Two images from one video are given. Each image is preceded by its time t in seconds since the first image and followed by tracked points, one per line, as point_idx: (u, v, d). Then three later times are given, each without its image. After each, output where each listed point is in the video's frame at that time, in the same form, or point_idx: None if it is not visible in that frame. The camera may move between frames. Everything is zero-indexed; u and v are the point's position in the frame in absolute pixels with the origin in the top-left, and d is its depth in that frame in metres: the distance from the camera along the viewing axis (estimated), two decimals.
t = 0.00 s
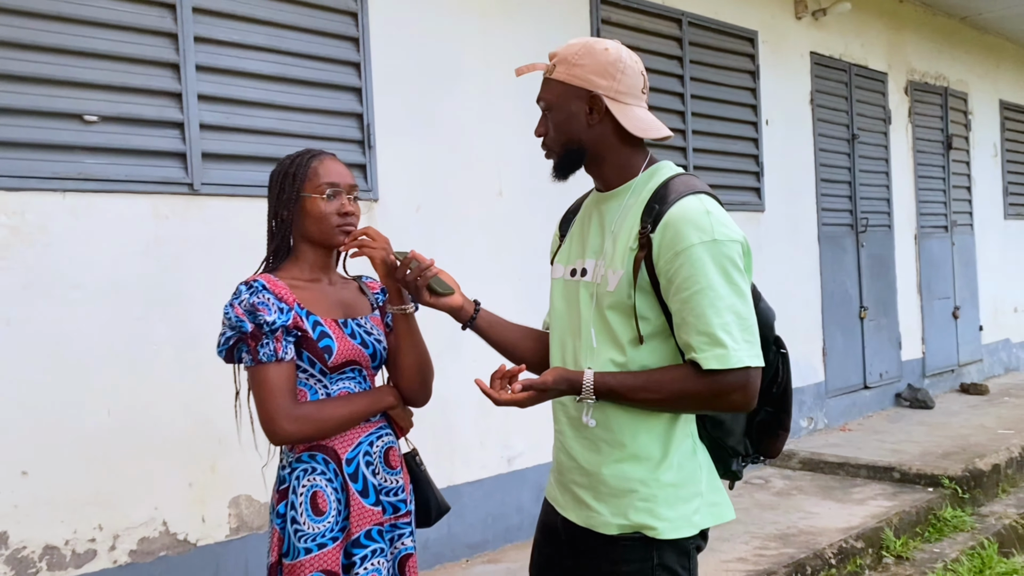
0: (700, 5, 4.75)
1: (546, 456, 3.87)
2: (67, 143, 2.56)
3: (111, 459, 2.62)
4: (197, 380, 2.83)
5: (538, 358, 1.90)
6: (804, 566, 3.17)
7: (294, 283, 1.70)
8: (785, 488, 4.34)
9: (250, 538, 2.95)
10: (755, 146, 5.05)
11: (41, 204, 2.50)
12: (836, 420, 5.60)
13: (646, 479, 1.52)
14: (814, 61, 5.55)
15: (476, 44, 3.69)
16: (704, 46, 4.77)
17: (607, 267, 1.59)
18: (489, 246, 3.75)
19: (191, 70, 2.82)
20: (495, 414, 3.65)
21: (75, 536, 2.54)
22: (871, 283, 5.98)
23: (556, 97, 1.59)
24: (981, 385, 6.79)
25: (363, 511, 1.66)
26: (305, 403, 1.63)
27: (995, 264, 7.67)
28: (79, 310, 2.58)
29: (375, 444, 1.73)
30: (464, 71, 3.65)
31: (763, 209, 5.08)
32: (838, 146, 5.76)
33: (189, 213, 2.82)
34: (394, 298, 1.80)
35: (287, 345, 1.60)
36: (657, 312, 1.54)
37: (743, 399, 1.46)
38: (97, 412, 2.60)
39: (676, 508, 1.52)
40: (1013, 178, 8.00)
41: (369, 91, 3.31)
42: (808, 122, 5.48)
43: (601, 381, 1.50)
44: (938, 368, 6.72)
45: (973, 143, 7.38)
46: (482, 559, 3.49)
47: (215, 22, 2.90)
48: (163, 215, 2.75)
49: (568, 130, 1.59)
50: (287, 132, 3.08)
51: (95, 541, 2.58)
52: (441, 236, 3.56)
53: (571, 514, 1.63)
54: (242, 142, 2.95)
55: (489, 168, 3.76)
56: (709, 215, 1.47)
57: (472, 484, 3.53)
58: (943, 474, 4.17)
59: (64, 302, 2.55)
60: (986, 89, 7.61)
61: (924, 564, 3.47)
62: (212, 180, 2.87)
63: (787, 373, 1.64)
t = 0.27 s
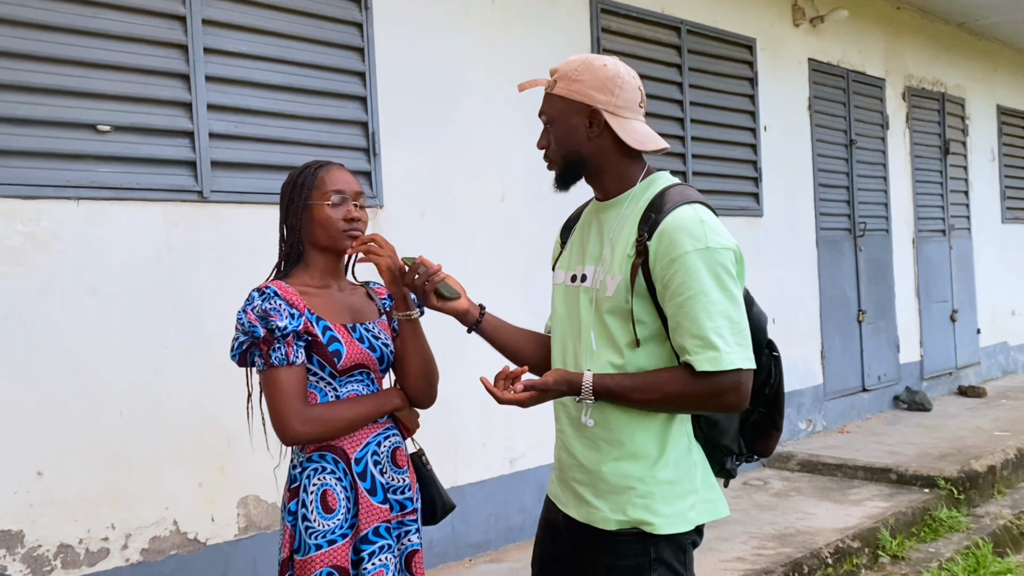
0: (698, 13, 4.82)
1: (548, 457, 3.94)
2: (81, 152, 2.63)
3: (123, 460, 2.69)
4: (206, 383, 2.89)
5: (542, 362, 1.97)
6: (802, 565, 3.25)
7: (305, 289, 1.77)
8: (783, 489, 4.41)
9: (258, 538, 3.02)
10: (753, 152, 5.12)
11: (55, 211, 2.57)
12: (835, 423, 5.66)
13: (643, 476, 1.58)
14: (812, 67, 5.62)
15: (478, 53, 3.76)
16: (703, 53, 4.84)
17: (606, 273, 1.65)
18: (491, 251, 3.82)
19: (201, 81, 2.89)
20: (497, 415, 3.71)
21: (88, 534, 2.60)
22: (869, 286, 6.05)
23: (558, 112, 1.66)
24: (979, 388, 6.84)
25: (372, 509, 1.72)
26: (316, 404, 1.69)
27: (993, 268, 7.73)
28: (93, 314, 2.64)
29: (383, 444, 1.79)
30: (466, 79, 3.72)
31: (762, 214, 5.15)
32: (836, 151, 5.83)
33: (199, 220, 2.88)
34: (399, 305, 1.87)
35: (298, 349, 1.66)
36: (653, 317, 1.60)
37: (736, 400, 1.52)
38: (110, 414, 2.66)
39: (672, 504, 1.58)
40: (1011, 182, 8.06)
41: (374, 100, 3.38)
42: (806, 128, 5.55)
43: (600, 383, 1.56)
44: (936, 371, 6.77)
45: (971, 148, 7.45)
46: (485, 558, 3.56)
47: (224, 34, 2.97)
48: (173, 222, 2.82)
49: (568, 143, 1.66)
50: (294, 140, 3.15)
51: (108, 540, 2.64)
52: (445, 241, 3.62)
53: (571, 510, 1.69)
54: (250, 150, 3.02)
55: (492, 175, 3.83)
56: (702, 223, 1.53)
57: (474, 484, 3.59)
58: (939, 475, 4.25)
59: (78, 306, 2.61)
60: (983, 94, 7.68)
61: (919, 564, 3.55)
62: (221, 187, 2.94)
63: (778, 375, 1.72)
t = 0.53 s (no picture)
0: (699, 19, 4.87)
1: (551, 458, 3.98)
2: (92, 157, 2.67)
3: (133, 460, 2.72)
4: (215, 385, 2.93)
5: (546, 362, 2.01)
6: (802, 564, 3.29)
7: (312, 291, 1.81)
8: (784, 490, 4.46)
9: (266, 537, 3.06)
10: (754, 155, 5.16)
11: (67, 216, 2.61)
12: (836, 424, 5.70)
13: (646, 473, 1.62)
14: (812, 71, 5.66)
15: (482, 58, 3.81)
16: (704, 58, 4.89)
17: (609, 276, 1.70)
18: (495, 254, 3.86)
19: (210, 87, 2.93)
20: (501, 417, 3.75)
21: (99, 534, 2.64)
22: (870, 288, 6.08)
23: (561, 119, 1.70)
24: (979, 389, 6.87)
25: (379, 507, 1.76)
26: (324, 404, 1.72)
27: (994, 270, 7.76)
28: (103, 317, 2.68)
29: (390, 443, 1.82)
30: (470, 84, 3.77)
31: (763, 217, 5.19)
32: (836, 154, 5.86)
33: (207, 224, 2.93)
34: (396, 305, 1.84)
35: (306, 350, 1.70)
36: (655, 318, 1.65)
37: (736, 399, 1.56)
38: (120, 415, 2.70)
39: (674, 501, 1.62)
40: (1011, 184, 8.10)
41: (379, 105, 3.43)
42: (806, 131, 5.59)
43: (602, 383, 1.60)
44: (937, 373, 6.81)
45: (971, 151, 7.48)
46: (489, 558, 3.59)
47: (232, 40, 3.01)
48: (182, 226, 2.86)
49: (571, 149, 1.70)
50: (301, 145, 3.19)
51: (119, 539, 2.68)
52: (449, 244, 3.67)
53: (576, 507, 1.73)
54: (257, 155, 3.07)
55: (496, 179, 3.87)
56: (702, 227, 1.57)
57: (479, 485, 3.63)
58: (939, 476, 4.29)
59: (89, 309, 2.65)
60: (983, 97, 7.72)
61: (919, 563, 3.59)
62: (229, 192, 2.98)
63: (778, 375, 1.76)
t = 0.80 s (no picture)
0: (702, 21, 4.89)
1: (556, 458, 3.99)
2: (101, 159, 2.69)
3: (141, 460, 2.74)
4: (222, 385, 2.95)
5: (553, 361, 2.03)
6: (807, 563, 3.31)
7: (321, 291, 1.83)
8: (788, 490, 4.47)
9: (273, 537, 3.08)
10: (757, 157, 5.18)
11: (75, 217, 2.63)
12: (839, 425, 5.71)
13: (653, 470, 1.64)
14: (815, 73, 5.68)
15: (487, 61, 3.84)
16: (707, 59, 4.91)
17: (615, 275, 1.71)
18: (500, 255, 3.88)
19: (217, 90, 2.96)
20: (506, 417, 3.77)
21: (108, 534, 2.66)
22: (873, 289, 6.09)
23: (568, 120, 1.72)
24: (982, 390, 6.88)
25: (383, 505, 1.76)
26: (330, 403, 1.74)
27: (996, 271, 7.77)
28: (112, 318, 2.70)
29: (396, 442, 1.83)
30: (474, 87, 3.79)
31: (766, 218, 5.20)
32: (839, 155, 5.88)
33: (214, 225, 2.95)
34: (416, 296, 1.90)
35: (313, 350, 1.71)
36: (661, 316, 1.66)
37: (741, 396, 1.58)
38: (128, 416, 2.72)
39: (681, 497, 1.64)
40: (1014, 185, 8.11)
41: (384, 108, 3.45)
42: (809, 133, 5.61)
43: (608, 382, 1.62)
44: (940, 374, 6.81)
45: (973, 152, 7.50)
46: (494, 558, 3.61)
47: (238, 43, 3.04)
48: (190, 227, 2.89)
49: (578, 150, 1.72)
50: (307, 147, 3.21)
51: (127, 538, 2.70)
52: (454, 246, 3.69)
53: (583, 504, 1.75)
54: (264, 157, 3.09)
55: (500, 180, 3.89)
56: (707, 226, 1.59)
57: (484, 485, 3.65)
58: (942, 476, 4.30)
59: (97, 310, 2.67)
60: (985, 98, 7.73)
61: (923, 562, 3.61)
62: (236, 194, 3.00)
63: (783, 372, 1.77)
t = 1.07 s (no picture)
0: (713, 20, 4.89)
1: (568, 456, 4.01)
2: (117, 160, 2.72)
3: (157, 458, 2.76)
4: (236, 384, 2.97)
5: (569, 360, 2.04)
6: (819, 561, 3.31)
7: (340, 289, 1.85)
8: (799, 489, 4.48)
9: (287, 535, 3.10)
10: (768, 156, 5.18)
11: (92, 217, 2.66)
12: (851, 424, 5.70)
13: (669, 467, 1.65)
14: (825, 71, 5.67)
15: (498, 62, 3.85)
16: (717, 58, 4.91)
17: (630, 273, 1.72)
18: (511, 254, 3.90)
19: (231, 91, 2.98)
20: (518, 415, 3.78)
21: (125, 531, 2.68)
22: (884, 288, 6.08)
23: (583, 119, 1.73)
24: (994, 389, 6.86)
25: (400, 502, 1.78)
26: (349, 400, 1.75)
27: (1008, 269, 7.74)
28: (128, 317, 2.72)
29: (412, 439, 1.84)
30: (486, 87, 3.80)
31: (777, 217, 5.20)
32: (850, 154, 5.87)
33: (229, 225, 2.97)
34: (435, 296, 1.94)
35: (332, 347, 1.73)
36: (677, 314, 1.67)
37: (758, 392, 1.59)
38: (145, 414, 2.74)
39: (697, 494, 1.65)
40: None
41: (397, 108, 3.47)
42: (820, 131, 5.60)
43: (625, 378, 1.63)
44: (951, 372, 6.79)
45: (984, 150, 7.47)
46: (507, 556, 3.62)
47: (252, 44, 3.06)
48: (204, 227, 2.91)
49: (593, 148, 1.73)
50: (320, 147, 3.23)
51: (144, 536, 2.73)
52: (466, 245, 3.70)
53: (598, 501, 1.76)
54: (278, 158, 3.11)
55: (512, 180, 3.91)
56: (724, 224, 1.60)
57: (496, 483, 3.66)
58: (955, 474, 4.30)
59: (114, 310, 2.69)
60: (997, 96, 7.70)
61: (936, 561, 3.61)
62: (251, 194, 3.03)
63: (798, 370, 1.78)
